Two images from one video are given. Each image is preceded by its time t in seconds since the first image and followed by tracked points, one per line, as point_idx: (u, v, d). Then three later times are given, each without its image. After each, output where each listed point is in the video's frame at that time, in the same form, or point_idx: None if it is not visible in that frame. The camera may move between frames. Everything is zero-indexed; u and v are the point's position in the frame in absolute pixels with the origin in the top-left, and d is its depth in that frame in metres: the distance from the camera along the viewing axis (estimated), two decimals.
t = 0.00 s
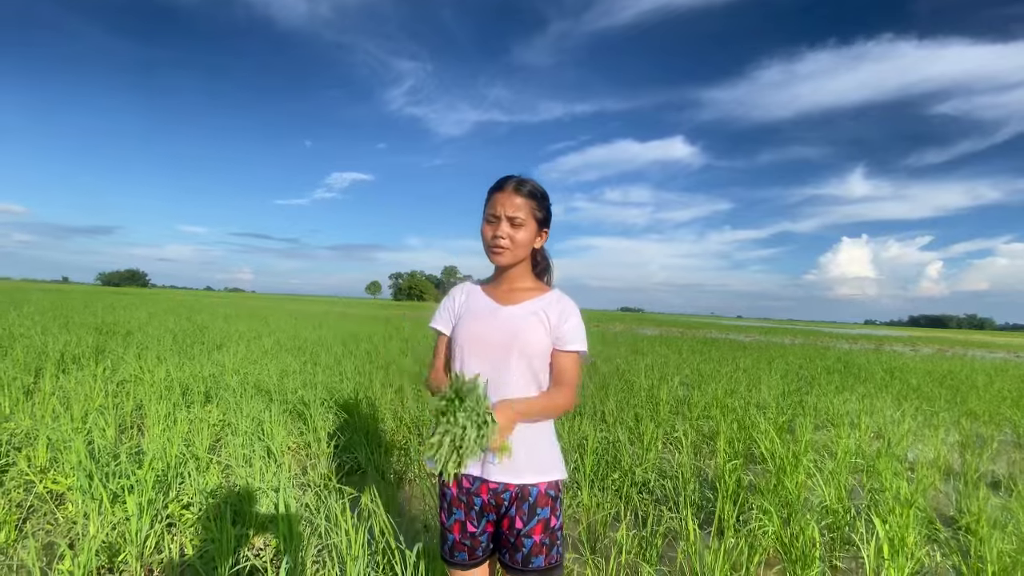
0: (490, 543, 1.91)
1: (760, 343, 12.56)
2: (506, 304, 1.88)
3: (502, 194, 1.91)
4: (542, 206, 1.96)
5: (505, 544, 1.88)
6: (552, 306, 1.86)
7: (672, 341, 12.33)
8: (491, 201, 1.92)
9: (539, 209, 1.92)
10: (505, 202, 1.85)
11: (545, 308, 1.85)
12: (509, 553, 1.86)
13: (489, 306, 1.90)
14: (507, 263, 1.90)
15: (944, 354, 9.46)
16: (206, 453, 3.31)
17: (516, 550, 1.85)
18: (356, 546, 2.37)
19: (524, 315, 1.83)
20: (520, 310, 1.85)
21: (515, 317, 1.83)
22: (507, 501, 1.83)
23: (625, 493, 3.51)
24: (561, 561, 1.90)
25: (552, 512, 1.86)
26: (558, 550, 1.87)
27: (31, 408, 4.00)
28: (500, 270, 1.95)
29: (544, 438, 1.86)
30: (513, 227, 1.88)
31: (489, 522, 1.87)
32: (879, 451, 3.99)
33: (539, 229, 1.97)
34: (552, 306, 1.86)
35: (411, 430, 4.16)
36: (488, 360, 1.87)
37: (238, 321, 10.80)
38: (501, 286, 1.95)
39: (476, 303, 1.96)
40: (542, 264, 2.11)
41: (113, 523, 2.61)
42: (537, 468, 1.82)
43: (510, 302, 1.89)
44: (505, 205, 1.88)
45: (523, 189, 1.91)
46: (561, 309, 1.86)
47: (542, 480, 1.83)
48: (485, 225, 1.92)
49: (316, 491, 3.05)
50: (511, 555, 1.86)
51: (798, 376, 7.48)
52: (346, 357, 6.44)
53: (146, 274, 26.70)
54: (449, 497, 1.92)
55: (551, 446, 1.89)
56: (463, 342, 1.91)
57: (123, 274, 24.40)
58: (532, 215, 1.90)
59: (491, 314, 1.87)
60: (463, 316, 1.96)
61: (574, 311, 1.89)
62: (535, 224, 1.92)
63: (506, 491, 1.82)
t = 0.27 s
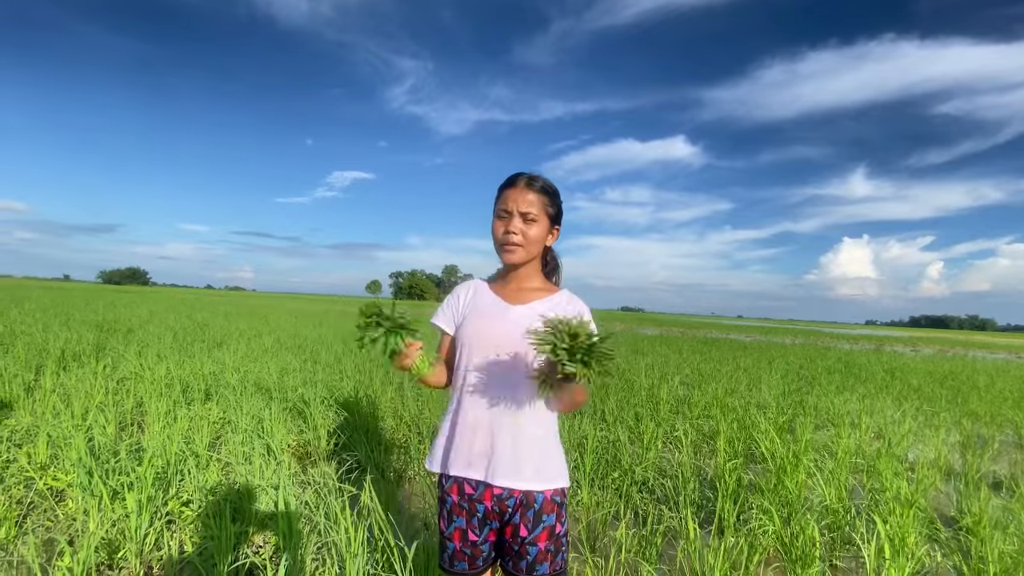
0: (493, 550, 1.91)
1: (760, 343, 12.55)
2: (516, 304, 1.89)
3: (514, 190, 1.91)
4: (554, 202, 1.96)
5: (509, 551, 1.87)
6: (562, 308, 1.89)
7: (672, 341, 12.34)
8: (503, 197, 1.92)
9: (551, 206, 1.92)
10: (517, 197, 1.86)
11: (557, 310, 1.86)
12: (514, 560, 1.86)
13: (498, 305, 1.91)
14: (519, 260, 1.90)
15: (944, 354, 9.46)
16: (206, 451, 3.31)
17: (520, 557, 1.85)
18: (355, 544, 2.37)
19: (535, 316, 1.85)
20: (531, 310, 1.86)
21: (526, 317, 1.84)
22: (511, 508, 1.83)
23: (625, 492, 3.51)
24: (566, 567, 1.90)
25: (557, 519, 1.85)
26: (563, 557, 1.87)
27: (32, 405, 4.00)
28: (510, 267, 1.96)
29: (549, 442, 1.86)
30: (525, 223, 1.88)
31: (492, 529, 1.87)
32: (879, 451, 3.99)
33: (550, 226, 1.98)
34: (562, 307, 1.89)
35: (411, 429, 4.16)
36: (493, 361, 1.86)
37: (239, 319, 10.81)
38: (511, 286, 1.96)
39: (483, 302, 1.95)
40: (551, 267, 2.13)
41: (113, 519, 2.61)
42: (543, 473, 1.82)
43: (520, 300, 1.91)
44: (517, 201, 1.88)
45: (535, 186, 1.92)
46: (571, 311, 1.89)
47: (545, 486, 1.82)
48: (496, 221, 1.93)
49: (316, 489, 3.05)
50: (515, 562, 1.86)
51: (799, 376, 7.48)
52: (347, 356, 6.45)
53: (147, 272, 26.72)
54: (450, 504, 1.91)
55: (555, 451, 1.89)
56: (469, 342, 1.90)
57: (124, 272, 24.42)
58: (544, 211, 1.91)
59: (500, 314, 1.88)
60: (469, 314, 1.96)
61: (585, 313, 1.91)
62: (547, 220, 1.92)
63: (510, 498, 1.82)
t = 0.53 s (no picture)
0: (493, 558, 1.91)
1: (760, 343, 12.55)
2: (523, 306, 1.87)
3: (525, 191, 1.91)
4: (566, 205, 1.95)
5: (509, 560, 1.87)
6: (571, 312, 1.86)
7: (672, 341, 12.34)
8: (513, 198, 1.92)
9: (562, 207, 1.91)
10: (527, 198, 1.86)
11: (566, 314, 1.86)
12: (514, 569, 1.86)
13: (505, 307, 1.89)
14: (527, 262, 1.89)
15: (944, 355, 9.46)
16: (204, 449, 3.31)
17: (520, 566, 1.86)
18: (352, 543, 2.36)
19: (543, 320, 1.82)
20: (539, 313, 1.83)
21: (533, 321, 1.82)
22: (510, 516, 1.83)
23: (623, 492, 3.50)
24: None
25: (558, 529, 1.85)
26: (564, 567, 1.87)
27: (30, 403, 4.00)
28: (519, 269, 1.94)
29: (552, 450, 1.86)
30: (534, 224, 1.87)
31: (492, 537, 1.87)
32: (878, 452, 3.99)
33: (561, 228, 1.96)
34: (571, 312, 1.87)
35: (410, 428, 4.16)
36: (495, 365, 1.85)
37: (238, 317, 10.81)
38: (518, 287, 1.94)
39: (488, 303, 1.94)
40: (563, 268, 2.09)
41: (110, 518, 2.61)
42: (545, 481, 1.81)
43: (527, 302, 1.88)
44: (527, 201, 1.88)
45: (547, 186, 1.92)
46: (580, 316, 1.87)
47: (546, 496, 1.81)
48: (505, 221, 1.92)
49: (314, 488, 3.05)
50: (515, 571, 1.86)
51: (798, 377, 7.47)
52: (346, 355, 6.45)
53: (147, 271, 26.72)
54: (451, 508, 1.90)
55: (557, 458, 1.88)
56: (472, 344, 1.89)
57: (125, 270, 24.43)
58: (554, 212, 1.90)
59: (507, 316, 1.86)
60: (475, 316, 1.94)
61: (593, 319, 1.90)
62: (557, 222, 1.91)
63: (510, 507, 1.82)
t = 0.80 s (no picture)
0: (492, 554, 1.91)
1: (758, 343, 12.56)
2: (522, 300, 1.87)
3: (524, 183, 1.92)
4: (566, 194, 1.91)
5: (507, 557, 1.87)
6: (575, 310, 1.82)
7: (671, 341, 12.34)
8: (513, 190, 1.93)
9: (559, 196, 1.88)
10: (521, 189, 1.87)
11: (568, 310, 1.82)
12: (512, 567, 1.86)
13: (508, 303, 1.88)
14: (524, 253, 1.88)
15: (942, 356, 9.47)
16: (202, 448, 3.30)
17: (518, 565, 1.86)
18: (350, 541, 2.37)
19: (545, 318, 1.80)
20: (541, 311, 1.81)
21: (536, 320, 1.80)
22: (509, 513, 1.83)
23: (621, 491, 3.50)
24: None
25: (557, 530, 1.83)
26: (563, 568, 1.86)
27: (27, 401, 3.99)
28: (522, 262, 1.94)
29: (554, 452, 1.84)
30: (530, 215, 1.86)
31: (490, 532, 1.87)
32: (875, 452, 3.99)
33: (563, 219, 1.92)
34: (575, 309, 1.82)
35: (409, 427, 4.16)
36: (497, 364, 1.85)
37: (237, 317, 10.81)
38: (522, 281, 1.94)
39: (494, 299, 1.94)
40: (578, 264, 2.03)
41: (107, 516, 2.61)
42: (544, 483, 1.80)
43: (526, 296, 1.88)
44: (523, 192, 1.88)
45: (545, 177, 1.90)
46: (586, 315, 1.82)
47: (545, 498, 1.80)
48: (505, 215, 1.93)
49: (311, 487, 3.05)
50: (514, 570, 1.86)
51: (796, 377, 7.48)
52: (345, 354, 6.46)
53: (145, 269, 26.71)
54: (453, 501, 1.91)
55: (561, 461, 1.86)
56: (475, 342, 1.91)
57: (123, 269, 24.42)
58: (550, 202, 1.87)
59: (510, 313, 1.85)
60: (479, 312, 1.94)
61: (601, 317, 1.84)
62: (555, 213, 1.88)
63: (508, 504, 1.81)
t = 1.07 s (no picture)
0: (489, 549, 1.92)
1: (756, 343, 12.59)
2: (523, 303, 1.88)
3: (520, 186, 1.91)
4: (564, 195, 1.88)
5: (501, 554, 1.88)
6: (574, 311, 1.80)
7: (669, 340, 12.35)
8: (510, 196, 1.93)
9: (554, 198, 1.86)
10: (517, 193, 1.86)
11: (566, 310, 1.81)
12: (505, 565, 1.87)
13: (510, 304, 1.91)
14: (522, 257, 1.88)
15: (940, 356, 9.50)
16: (199, 447, 3.30)
17: (511, 562, 1.86)
18: (346, 540, 2.37)
19: (541, 318, 1.81)
20: (539, 310, 1.82)
21: (533, 318, 1.82)
22: (501, 511, 1.83)
23: (619, 490, 3.51)
24: None
25: (548, 530, 1.82)
26: (555, 568, 1.85)
27: (24, 400, 3.98)
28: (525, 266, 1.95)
29: (546, 455, 1.82)
30: (526, 219, 1.86)
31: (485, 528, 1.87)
32: (872, 451, 4.01)
33: (562, 220, 1.89)
34: (574, 309, 1.81)
35: (406, 425, 4.17)
36: (494, 360, 1.89)
37: (235, 316, 10.80)
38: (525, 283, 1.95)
39: (499, 299, 1.97)
40: (582, 264, 2.00)
41: (104, 515, 2.61)
42: (533, 483, 1.79)
43: (529, 300, 1.89)
44: (519, 197, 1.88)
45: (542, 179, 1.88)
46: (584, 315, 1.80)
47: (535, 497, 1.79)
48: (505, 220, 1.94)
49: (309, 486, 3.05)
50: (507, 567, 1.86)
51: (794, 376, 7.50)
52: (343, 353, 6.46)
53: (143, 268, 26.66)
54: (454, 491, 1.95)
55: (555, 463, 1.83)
56: (478, 338, 1.95)
57: (121, 267, 24.38)
58: (546, 204, 1.85)
59: (509, 313, 1.88)
60: (483, 312, 1.99)
61: (602, 318, 1.80)
62: (552, 214, 1.86)
63: (501, 502, 1.82)
